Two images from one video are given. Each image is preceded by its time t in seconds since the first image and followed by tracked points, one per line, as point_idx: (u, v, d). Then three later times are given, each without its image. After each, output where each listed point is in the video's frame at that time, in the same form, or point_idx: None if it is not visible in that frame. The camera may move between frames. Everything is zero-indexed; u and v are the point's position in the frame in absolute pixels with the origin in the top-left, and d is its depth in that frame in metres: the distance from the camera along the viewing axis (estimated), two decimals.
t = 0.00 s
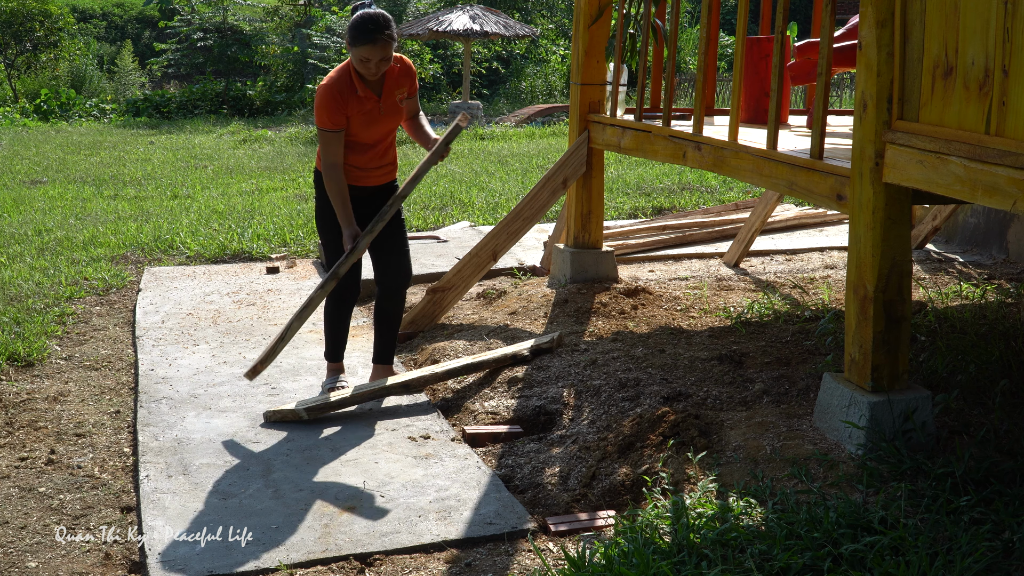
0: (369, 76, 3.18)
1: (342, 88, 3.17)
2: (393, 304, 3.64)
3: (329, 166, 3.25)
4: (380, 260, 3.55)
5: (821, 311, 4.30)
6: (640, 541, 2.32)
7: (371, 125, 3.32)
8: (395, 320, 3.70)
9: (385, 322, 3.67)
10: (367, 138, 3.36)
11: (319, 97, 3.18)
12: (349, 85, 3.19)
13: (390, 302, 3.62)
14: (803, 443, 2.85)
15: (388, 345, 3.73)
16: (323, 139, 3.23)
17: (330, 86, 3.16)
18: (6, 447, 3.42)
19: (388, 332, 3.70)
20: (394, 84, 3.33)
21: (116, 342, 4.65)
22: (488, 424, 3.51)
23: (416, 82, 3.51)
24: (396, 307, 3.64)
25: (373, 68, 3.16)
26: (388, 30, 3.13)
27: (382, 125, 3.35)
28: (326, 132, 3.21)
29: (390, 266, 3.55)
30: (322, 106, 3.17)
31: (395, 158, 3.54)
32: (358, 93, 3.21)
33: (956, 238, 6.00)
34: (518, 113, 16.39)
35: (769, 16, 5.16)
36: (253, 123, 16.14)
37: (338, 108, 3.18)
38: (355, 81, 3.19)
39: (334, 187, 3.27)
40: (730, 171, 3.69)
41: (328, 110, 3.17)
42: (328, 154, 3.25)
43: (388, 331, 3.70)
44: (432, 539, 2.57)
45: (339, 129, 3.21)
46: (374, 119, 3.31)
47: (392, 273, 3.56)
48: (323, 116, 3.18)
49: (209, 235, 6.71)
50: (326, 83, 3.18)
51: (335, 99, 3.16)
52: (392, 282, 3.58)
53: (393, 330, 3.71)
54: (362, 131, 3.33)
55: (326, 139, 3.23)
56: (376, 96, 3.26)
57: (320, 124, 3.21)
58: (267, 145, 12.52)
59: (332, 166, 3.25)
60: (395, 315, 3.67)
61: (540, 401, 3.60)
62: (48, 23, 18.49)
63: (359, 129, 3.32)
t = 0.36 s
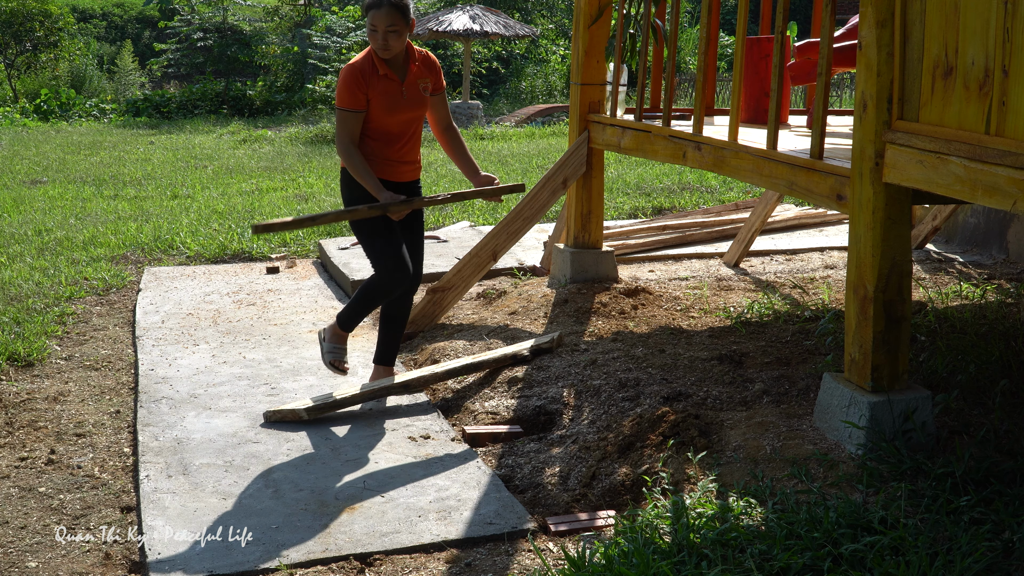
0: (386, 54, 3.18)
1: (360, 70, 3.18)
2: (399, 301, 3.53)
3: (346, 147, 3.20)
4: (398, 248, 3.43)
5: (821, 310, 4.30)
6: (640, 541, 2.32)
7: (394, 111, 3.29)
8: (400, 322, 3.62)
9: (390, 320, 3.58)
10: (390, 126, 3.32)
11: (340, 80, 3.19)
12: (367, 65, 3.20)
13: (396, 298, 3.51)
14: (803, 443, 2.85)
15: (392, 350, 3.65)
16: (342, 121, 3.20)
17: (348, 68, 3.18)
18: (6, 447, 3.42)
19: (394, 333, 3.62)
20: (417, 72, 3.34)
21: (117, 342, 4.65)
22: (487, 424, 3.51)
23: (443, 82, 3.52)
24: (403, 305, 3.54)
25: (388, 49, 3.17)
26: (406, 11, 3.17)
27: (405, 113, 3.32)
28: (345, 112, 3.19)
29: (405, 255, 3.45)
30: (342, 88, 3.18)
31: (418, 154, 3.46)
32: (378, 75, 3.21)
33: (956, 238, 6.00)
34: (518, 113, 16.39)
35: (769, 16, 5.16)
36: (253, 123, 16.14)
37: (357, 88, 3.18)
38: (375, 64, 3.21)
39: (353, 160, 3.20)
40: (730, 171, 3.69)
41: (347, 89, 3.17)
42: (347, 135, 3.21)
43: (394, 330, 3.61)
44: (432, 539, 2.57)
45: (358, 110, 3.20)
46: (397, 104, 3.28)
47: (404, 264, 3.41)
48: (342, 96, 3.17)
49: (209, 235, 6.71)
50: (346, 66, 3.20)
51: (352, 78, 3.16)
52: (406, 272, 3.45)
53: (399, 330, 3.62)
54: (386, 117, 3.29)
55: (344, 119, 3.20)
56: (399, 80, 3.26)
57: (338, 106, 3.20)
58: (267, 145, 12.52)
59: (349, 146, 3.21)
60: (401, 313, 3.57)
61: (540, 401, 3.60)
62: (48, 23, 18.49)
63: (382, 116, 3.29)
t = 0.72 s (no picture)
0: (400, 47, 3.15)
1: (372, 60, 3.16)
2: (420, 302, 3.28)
3: (349, 132, 3.07)
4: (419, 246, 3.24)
5: (821, 311, 4.30)
6: (640, 541, 2.32)
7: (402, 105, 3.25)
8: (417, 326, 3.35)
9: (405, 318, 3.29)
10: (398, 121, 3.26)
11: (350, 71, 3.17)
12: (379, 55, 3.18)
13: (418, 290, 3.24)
14: (803, 443, 2.85)
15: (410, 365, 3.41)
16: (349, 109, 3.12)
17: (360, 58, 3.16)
18: (6, 447, 3.42)
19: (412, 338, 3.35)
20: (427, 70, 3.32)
21: (117, 342, 4.65)
22: (488, 424, 3.51)
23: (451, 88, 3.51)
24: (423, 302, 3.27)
25: (411, 44, 3.14)
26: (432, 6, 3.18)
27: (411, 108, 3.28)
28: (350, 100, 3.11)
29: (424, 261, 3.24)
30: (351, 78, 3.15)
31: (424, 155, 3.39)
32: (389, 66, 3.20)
33: (956, 238, 6.00)
34: (518, 113, 16.39)
35: (769, 16, 5.16)
36: (253, 123, 16.15)
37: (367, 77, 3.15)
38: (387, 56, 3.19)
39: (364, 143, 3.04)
40: (730, 171, 3.69)
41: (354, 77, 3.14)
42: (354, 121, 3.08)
43: (409, 334, 3.34)
44: (432, 539, 2.57)
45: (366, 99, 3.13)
46: (406, 97, 3.26)
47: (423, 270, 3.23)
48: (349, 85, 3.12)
49: (209, 235, 6.71)
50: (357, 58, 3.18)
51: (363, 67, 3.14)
52: (430, 273, 3.26)
53: (412, 335, 3.35)
54: (393, 110, 3.25)
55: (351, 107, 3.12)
56: (409, 74, 3.24)
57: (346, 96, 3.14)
58: (267, 145, 12.53)
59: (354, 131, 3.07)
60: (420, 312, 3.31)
61: (540, 400, 3.61)
62: (48, 23, 18.50)
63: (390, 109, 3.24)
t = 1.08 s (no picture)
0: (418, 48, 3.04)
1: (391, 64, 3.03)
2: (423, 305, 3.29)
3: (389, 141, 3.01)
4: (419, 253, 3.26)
5: (820, 311, 4.30)
6: (640, 541, 2.32)
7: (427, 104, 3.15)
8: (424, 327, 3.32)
9: (407, 320, 3.27)
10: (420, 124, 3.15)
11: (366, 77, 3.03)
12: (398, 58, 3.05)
13: (416, 292, 3.24)
14: (803, 443, 2.85)
15: (416, 373, 3.37)
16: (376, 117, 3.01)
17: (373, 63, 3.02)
18: (6, 447, 3.42)
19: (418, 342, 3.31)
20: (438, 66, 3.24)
21: (116, 342, 4.65)
22: (488, 424, 3.51)
23: (465, 69, 3.44)
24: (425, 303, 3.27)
25: (430, 48, 3.04)
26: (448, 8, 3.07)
27: (436, 107, 3.19)
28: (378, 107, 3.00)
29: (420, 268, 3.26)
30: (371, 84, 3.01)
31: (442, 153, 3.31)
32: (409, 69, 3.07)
33: (956, 238, 6.00)
34: (518, 113, 16.39)
35: (769, 16, 5.15)
36: (253, 122, 16.15)
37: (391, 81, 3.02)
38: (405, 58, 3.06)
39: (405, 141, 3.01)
40: (730, 171, 3.69)
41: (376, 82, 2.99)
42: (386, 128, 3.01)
43: (414, 337, 3.29)
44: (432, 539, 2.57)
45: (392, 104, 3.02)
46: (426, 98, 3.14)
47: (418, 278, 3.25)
48: (375, 91, 2.99)
49: (209, 235, 6.71)
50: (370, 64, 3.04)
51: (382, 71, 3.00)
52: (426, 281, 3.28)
53: (419, 337, 3.31)
54: (415, 112, 3.13)
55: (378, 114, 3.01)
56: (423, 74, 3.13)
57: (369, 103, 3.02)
58: (266, 145, 12.53)
59: (393, 139, 3.01)
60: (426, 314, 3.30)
61: (540, 400, 3.61)
62: (48, 23, 18.50)
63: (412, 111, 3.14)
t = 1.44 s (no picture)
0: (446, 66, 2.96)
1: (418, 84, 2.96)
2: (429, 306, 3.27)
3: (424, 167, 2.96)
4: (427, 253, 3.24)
5: (821, 311, 4.30)
6: (640, 541, 2.32)
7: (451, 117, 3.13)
8: (427, 328, 3.32)
9: (410, 321, 3.27)
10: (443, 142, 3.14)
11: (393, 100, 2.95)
12: (425, 77, 2.98)
13: (419, 294, 3.22)
14: (803, 443, 2.85)
15: (419, 372, 3.38)
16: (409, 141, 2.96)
17: (401, 85, 2.94)
18: (6, 447, 3.42)
19: (420, 343, 3.32)
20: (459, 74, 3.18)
21: (116, 342, 4.65)
22: (488, 424, 3.51)
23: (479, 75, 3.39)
24: (429, 305, 3.25)
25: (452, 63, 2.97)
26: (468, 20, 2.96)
27: (459, 119, 3.18)
28: (413, 132, 2.94)
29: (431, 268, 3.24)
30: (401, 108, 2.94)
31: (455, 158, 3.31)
32: (436, 86, 3.02)
33: (957, 238, 6.00)
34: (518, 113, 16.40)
35: (769, 16, 5.15)
36: (253, 122, 16.15)
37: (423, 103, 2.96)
38: (430, 76, 2.99)
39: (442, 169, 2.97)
40: (730, 171, 3.69)
41: (408, 106, 2.93)
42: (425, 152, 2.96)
43: (416, 337, 3.30)
44: (432, 539, 2.57)
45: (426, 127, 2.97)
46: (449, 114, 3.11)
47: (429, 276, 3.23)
48: (409, 116, 2.93)
49: (209, 235, 6.71)
50: (397, 86, 2.95)
51: (411, 93, 2.94)
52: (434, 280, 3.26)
53: (421, 337, 3.31)
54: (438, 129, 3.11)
55: (412, 139, 2.95)
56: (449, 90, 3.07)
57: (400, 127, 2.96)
58: (266, 145, 12.53)
59: (434, 164, 2.96)
60: (429, 315, 3.28)
61: (540, 401, 3.61)
62: (48, 23, 18.51)
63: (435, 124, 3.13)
